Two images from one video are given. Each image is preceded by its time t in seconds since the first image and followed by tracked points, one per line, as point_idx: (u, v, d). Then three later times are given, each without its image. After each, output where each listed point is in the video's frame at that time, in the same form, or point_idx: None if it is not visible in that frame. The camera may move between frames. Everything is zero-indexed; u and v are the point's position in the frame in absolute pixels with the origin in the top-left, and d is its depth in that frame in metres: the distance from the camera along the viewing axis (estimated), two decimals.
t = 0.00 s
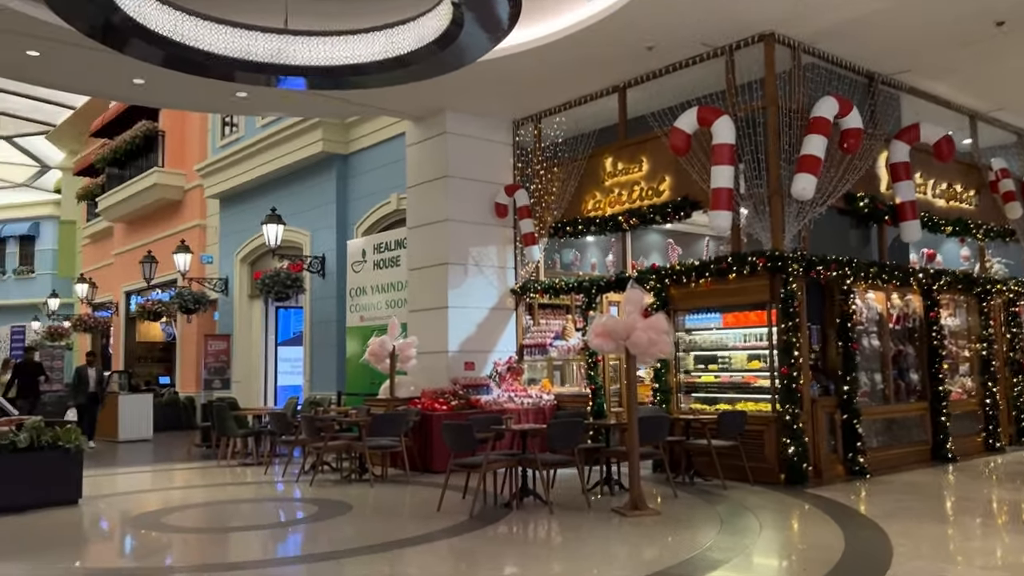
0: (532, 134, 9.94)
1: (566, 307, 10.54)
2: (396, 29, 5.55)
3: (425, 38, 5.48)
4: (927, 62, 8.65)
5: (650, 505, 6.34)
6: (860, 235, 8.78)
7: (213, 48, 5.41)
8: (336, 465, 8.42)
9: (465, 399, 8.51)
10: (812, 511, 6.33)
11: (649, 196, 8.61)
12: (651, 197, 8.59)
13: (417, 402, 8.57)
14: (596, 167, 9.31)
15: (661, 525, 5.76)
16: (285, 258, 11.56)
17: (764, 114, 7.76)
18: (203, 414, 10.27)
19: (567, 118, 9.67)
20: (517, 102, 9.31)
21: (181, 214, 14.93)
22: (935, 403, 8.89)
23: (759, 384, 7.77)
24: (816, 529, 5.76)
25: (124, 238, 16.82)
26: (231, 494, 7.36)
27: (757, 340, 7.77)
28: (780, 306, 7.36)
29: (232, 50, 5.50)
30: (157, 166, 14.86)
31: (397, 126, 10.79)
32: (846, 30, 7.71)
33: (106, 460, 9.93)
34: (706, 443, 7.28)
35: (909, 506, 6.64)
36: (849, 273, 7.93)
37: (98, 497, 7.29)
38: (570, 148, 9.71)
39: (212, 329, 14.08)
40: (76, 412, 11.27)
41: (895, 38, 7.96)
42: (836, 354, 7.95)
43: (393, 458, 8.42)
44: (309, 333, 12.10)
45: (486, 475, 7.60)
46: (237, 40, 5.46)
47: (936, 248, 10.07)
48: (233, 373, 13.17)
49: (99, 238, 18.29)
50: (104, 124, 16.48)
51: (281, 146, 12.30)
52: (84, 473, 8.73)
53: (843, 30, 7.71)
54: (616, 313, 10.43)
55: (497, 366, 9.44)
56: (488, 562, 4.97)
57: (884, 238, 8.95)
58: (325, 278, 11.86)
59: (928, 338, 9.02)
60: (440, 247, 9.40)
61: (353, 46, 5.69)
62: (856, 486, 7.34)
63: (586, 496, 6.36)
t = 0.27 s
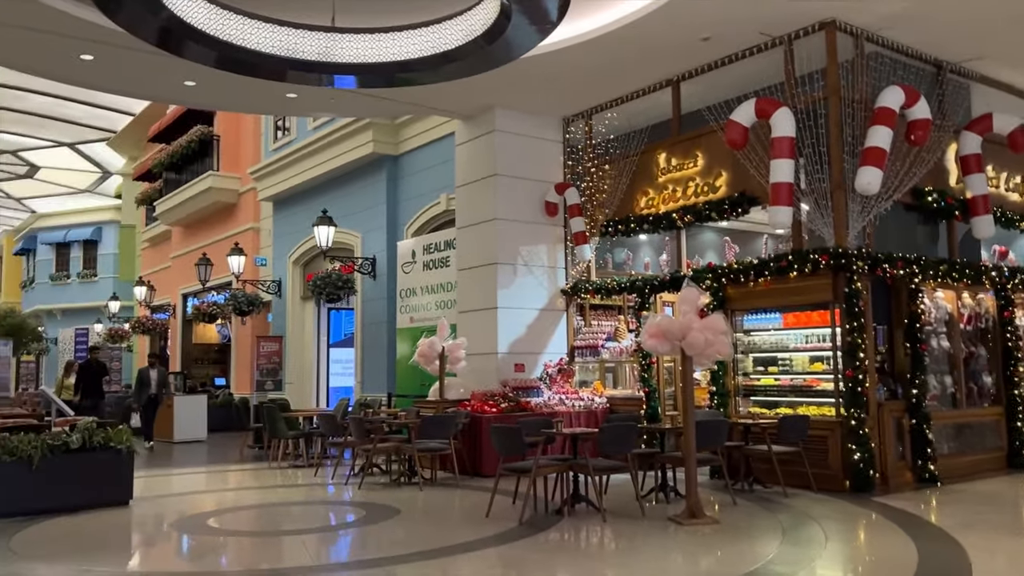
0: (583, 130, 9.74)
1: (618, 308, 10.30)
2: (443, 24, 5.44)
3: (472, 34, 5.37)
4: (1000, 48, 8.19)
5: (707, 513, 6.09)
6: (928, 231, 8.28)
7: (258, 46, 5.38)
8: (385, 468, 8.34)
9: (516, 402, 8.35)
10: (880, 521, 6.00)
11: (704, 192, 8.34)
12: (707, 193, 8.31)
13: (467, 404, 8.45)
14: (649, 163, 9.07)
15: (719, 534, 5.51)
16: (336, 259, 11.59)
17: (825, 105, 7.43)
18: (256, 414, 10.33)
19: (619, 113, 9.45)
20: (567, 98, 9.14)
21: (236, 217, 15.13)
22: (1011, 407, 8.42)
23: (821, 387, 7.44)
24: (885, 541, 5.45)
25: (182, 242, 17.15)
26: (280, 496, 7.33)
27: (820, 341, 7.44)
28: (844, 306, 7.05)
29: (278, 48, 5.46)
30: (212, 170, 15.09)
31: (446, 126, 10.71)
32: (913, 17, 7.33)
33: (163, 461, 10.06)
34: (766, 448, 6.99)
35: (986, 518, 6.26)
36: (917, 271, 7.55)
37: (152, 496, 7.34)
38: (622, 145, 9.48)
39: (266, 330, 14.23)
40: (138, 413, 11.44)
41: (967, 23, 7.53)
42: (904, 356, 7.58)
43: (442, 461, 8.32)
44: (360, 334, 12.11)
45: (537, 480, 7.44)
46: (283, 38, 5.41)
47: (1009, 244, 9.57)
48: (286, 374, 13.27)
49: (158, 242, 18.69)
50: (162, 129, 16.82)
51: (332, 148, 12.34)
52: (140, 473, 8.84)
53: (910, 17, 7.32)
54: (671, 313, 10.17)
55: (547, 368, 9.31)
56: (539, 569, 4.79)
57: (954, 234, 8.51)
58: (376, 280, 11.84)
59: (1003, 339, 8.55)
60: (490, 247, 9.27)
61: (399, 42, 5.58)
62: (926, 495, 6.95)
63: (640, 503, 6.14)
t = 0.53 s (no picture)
0: (642, 130, 9.54)
1: (678, 312, 10.17)
2: (498, 22, 5.33)
3: (527, 30, 5.24)
4: None
5: (774, 525, 5.83)
6: (1010, 229, 7.87)
7: (312, 51, 5.34)
8: (442, 474, 8.28)
9: (575, 408, 8.13)
10: (962, 537, 5.63)
11: (768, 191, 8.06)
12: (772, 192, 8.01)
13: (524, 410, 8.33)
14: (711, 162, 8.81)
15: (788, 549, 5.25)
16: (393, 264, 11.62)
17: (898, 98, 7.07)
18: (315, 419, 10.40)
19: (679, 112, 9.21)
20: (624, 97, 8.95)
21: (297, 224, 15.36)
22: None
23: (896, 394, 7.11)
24: (967, 559, 5.11)
25: (246, 248, 17.50)
26: (338, 502, 7.33)
27: (893, 346, 7.14)
28: (919, 309, 6.69)
29: (333, 54, 5.45)
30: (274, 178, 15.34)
31: (503, 129, 10.63)
32: (993, 4, 6.92)
33: (226, 464, 10.21)
34: (836, 459, 6.66)
35: None
36: (999, 271, 7.12)
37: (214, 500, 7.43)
38: (682, 144, 9.25)
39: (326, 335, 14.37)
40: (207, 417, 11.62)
41: None
42: (985, 362, 7.16)
43: (500, 468, 8.21)
44: (418, 338, 12.10)
45: (595, 489, 7.26)
46: (337, 43, 5.39)
47: None
48: (346, 379, 13.36)
49: (223, 248, 19.13)
50: (226, 138, 17.21)
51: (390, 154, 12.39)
52: (204, 477, 8.97)
53: (990, 4, 6.91)
54: (734, 317, 9.99)
55: (606, 374, 9.21)
56: None
57: None
58: (433, 285, 11.81)
59: None
60: (546, 249, 9.12)
61: (452, 43, 5.53)
62: (1011, 509, 6.53)
63: (703, 515, 5.91)
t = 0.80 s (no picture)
0: (693, 123, 9.31)
1: (731, 310, 9.90)
2: (542, 13, 5.20)
3: (571, 20, 5.11)
4: None
5: (833, 533, 5.58)
6: None
7: (354, 46, 5.31)
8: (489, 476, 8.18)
9: (623, 409, 8.00)
10: None
11: (826, 184, 7.76)
12: (830, 185, 7.71)
13: (572, 411, 8.18)
14: (765, 155, 8.54)
15: (848, 557, 5.01)
16: (441, 264, 11.59)
17: (964, 84, 6.72)
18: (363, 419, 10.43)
19: (731, 104, 8.94)
20: (674, 90, 8.74)
21: (348, 224, 15.48)
22: None
23: (963, 395, 6.73)
24: None
25: (298, 249, 17.72)
26: (385, 502, 7.30)
27: (961, 343, 6.74)
28: (989, 306, 6.35)
29: (375, 49, 5.38)
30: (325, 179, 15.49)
31: (550, 125, 10.51)
32: None
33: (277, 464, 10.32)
34: (900, 463, 6.37)
35: None
36: None
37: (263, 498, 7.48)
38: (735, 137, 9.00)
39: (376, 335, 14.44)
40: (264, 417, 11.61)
41: None
42: None
43: (547, 470, 8.08)
44: (466, 338, 12.05)
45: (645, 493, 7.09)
46: (380, 37, 5.33)
47: None
48: (396, 379, 13.40)
49: (277, 250, 19.41)
50: (279, 141, 17.47)
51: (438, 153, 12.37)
52: (256, 476, 9.06)
53: None
54: (791, 314, 9.77)
55: (655, 374, 8.92)
56: None
57: None
58: (480, 284, 11.73)
59: None
60: (594, 247, 8.95)
61: (495, 35, 5.42)
62: None
63: (758, 521, 5.68)
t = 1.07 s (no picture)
0: (737, 118, 9.07)
1: (778, 310, 9.76)
2: (578, 5, 5.09)
3: (607, 12, 4.99)
4: None
5: (885, 544, 5.31)
6: None
7: (386, 44, 5.19)
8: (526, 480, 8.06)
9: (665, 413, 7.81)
10: None
11: (876, 178, 7.47)
12: (880, 180, 7.41)
13: (611, 414, 8.02)
14: (812, 150, 8.27)
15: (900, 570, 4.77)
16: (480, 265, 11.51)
17: None
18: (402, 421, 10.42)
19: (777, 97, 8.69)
20: (715, 84, 8.52)
21: (388, 226, 15.52)
22: None
23: None
24: None
25: (341, 252, 17.85)
26: (424, 506, 7.24)
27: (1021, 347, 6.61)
28: None
29: (408, 47, 5.24)
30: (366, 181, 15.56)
31: (589, 123, 10.36)
32: None
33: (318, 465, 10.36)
34: (956, 470, 6.08)
35: None
36: None
37: (301, 500, 7.50)
38: (781, 131, 8.74)
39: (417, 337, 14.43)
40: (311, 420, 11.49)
41: None
42: None
43: (587, 474, 7.94)
44: (506, 339, 11.95)
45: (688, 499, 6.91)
46: (414, 35, 5.21)
47: None
48: (437, 381, 13.37)
49: (320, 253, 19.58)
50: (321, 144, 17.60)
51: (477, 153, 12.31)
52: (298, 478, 9.11)
53: None
54: (840, 315, 9.42)
55: (699, 377, 8.68)
56: None
57: None
58: (520, 284, 11.62)
59: None
60: (634, 246, 8.76)
61: (529, 30, 5.27)
62: None
63: (806, 530, 5.46)
